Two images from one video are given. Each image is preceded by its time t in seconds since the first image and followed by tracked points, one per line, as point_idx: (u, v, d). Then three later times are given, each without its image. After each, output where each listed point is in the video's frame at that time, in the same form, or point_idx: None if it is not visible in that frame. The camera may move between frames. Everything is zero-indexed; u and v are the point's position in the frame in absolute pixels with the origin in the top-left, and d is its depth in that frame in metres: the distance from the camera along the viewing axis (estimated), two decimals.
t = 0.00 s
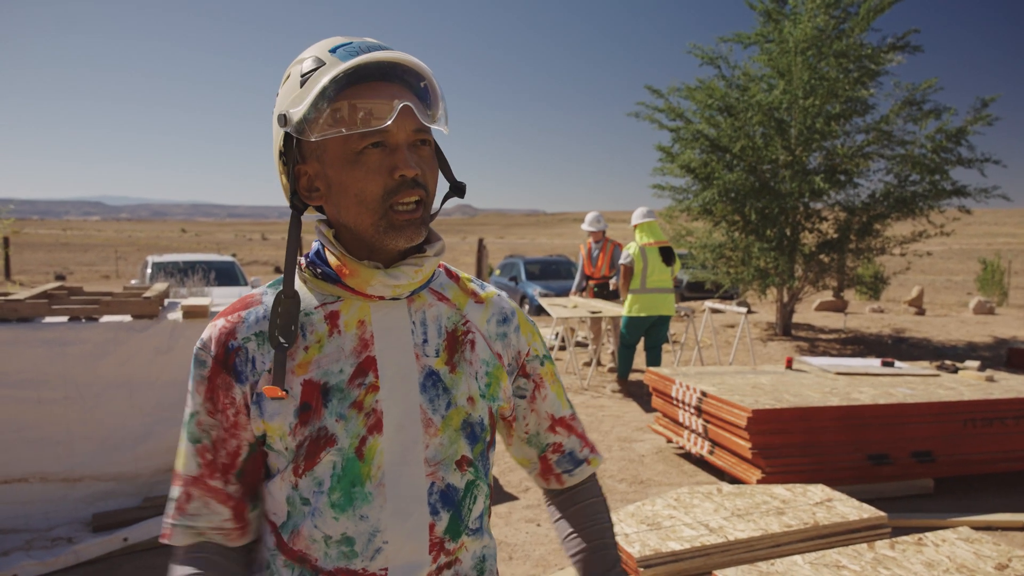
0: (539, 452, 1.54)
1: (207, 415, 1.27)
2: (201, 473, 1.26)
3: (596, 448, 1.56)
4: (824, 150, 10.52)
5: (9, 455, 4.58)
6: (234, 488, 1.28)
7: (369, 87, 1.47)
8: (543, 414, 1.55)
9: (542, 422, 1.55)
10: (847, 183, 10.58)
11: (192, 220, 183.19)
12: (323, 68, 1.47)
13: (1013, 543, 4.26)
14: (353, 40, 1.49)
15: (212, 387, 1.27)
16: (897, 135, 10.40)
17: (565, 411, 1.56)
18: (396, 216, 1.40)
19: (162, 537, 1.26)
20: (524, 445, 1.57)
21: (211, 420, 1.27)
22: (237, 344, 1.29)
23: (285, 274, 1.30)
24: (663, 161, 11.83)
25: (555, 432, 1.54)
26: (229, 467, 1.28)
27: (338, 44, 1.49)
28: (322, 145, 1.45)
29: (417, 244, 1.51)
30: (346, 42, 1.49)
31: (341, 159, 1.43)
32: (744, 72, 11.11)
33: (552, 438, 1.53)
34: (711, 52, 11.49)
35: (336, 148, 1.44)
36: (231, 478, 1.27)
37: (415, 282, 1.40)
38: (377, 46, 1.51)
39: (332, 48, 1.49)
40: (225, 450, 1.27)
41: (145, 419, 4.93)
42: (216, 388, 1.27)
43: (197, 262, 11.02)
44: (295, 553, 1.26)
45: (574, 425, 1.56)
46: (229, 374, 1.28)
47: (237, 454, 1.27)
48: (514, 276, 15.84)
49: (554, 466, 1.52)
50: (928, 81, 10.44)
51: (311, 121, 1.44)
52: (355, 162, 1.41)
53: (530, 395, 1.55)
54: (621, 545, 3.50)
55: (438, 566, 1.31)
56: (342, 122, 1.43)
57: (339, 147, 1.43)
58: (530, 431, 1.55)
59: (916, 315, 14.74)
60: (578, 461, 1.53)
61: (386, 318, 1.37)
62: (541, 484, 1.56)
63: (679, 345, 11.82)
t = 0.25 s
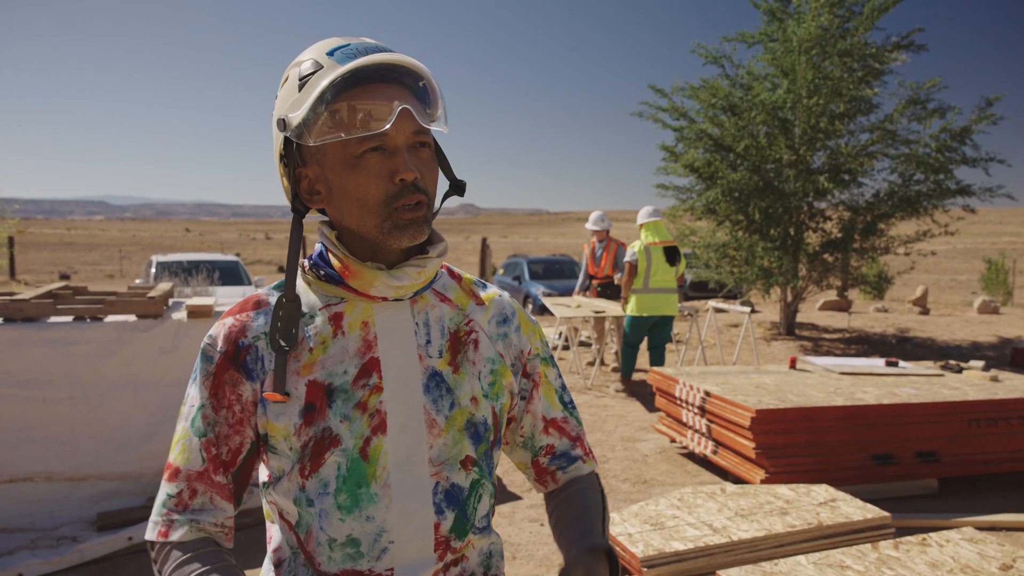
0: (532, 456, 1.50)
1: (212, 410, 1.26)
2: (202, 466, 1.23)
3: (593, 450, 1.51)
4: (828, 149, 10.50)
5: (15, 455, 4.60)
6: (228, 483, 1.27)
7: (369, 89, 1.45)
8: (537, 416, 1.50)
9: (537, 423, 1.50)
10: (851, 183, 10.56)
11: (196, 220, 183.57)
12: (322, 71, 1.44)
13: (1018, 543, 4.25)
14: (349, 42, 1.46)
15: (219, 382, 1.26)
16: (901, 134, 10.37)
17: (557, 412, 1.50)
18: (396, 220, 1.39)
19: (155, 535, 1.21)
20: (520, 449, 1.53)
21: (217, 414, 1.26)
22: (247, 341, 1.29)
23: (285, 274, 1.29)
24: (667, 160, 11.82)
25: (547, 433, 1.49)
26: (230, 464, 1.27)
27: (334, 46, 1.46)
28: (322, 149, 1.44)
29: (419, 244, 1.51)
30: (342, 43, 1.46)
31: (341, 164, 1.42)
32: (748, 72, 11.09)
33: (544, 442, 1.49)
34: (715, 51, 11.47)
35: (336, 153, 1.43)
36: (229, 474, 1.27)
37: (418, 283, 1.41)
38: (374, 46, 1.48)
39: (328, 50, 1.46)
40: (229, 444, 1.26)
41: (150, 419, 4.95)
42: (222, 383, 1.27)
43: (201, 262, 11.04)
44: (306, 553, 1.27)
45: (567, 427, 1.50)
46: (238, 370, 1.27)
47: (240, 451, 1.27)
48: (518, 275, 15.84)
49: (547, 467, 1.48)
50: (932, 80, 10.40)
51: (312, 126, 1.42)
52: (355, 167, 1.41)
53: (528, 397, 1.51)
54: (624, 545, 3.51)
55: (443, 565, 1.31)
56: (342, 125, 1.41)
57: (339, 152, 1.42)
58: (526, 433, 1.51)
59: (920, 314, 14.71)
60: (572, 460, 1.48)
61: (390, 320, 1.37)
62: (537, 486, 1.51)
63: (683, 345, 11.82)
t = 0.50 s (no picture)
0: (546, 440, 1.50)
1: (228, 414, 1.23)
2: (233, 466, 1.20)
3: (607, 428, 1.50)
4: (831, 149, 10.49)
5: (20, 455, 4.61)
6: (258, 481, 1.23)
7: (379, 98, 1.43)
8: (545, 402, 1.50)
9: (545, 410, 1.50)
10: (854, 183, 10.55)
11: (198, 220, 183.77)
12: (332, 77, 1.40)
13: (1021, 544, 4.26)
14: (361, 48, 1.42)
15: (234, 384, 1.24)
16: (904, 134, 10.36)
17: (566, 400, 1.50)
18: (398, 236, 1.40)
19: (195, 537, 1.16)
20: (529, 439, 1.53)
21: (234, 416, 1.23)
22: (255, 342, 1.28)
23: (294, 277, 1.31)
24: (669, 160, 11.83)
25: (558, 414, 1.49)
26: (255, 465, 1.23)
27: (347, 49, 1.42)
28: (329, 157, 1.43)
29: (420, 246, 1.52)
30: (355, 48, 1.42)
31: (346, 174, 1.42)
32: (750, 71, 11.08)
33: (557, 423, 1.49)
34: (717, 51, 11.47)
35: (342, 162, 1.42)
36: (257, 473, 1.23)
37: (422, 286, 1.42)
38: (388, 53, 1.44)
39: (340, 53, 1.41)
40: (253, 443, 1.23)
41: (155, 419, 4.97)
42: (235, 385, 1.24)
43: (204, 261, 11.06)
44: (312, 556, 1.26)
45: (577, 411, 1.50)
46: (250, 372, 1.26)
47: (264, 450, 1.24)
48: (520, 275, 15.84)
49: (563, 447, 1.49)
50: (935, 80, 10.39)
51: (321, 134, 1.39)
52: (359, 180, 1.40)
53: (533, 385, 1.51)
54: (628, 545, 3.51)
55: (452, 563, 1.32)
56: (350, 137, 1.40)
57: (344, 165, 1.42)
58: (535, 420, 1.51)
59: (922, 314, 14.70)
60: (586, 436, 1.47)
61: (394, 322, 1.38)
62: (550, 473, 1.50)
63: (685, 345, 11.82)
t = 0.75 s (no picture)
0: (536, 438, 1.54)
1: (236, 414, 1.23)
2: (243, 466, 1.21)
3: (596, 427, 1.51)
4: (832, 148, 10.49)
5: (22, 453, 4.61)
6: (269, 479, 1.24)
7: (379, 103, 1.40)
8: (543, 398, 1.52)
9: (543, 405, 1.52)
10: (855, 182, 10.56)
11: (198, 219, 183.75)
12: (329, 84, 1.38)
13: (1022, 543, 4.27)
14: (359, 53, 1.39)
15: (241, 384, 1.25)
16: (904, 134, 10.36)
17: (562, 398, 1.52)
18: (396, 245, 1.37)
19: (213, 532, 1.18)
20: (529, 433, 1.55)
21: (242, 415, 1.23)
22: (261, 342, 1.28)
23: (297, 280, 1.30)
24: (670, 160, 11.83)
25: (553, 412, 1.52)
26: (263, 464, 1.24)
27: (346, 54, 1.39)
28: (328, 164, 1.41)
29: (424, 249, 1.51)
30: (353, 52, 1.39)
31: (345, 182, 1.40)
32: (751, 71, 11.09)
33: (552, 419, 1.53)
34: (718, 50, 11.47)
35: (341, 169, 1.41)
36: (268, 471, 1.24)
37: (427, 286, 1.42)
38: (388, 57, 1.40)
39: (339, 58, 1.39)
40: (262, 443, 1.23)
41: (156, 417, 4.97)
42: (243, 385, 1.25)
43: (205, 261, 11.06)
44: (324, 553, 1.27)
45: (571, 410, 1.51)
46: (257, 371, 1.26)
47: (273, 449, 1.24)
48: (521, 274, 15.84)
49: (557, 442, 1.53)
50: (936, 79, 10.39)
51: (317, 142, 1.39)
52: (357, 189, 1.38)
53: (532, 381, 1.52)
54: (629, 544, 3.52)
55: (462, 559, 1.34)
56: (347, 146, 1.38)
57: (345, 172, 1.40)
58: (532, 417, 1.53)
59: (923, 314, 14.71)
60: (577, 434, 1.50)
61: (399, 320, 1.38)
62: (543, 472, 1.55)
63: (686, 344, 11.83)
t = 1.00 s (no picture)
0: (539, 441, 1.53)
1: (248, 411, 1.24)
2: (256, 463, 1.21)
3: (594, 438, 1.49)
4: (832, 148, 10.50)
5: (24, 452, 4.62)
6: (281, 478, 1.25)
7: (386, 98, 1.41)
8: (542, 404, 1.50)
9: (541, 411, 1.50)
10: (855, 182, 10.57)
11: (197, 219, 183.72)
12: (335, 82, 1.39)
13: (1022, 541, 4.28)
14: (363, 51, 1.41)
15: (253, 382, 1.25)
16: (905, 133, 10.37)
17: (564, 402, 1.50)
18: (410, 236, 1.40)
19: (223, 532, 1.18)
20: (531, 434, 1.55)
21: (253, 413, 1.25)
22: (271, 340, 1.29)
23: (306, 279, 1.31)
24: (670, 160, 11.85)
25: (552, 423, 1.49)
26: (277, 460, 1.25)
27: (349, 52, 1.41)
28: (338, 161, 1.42)
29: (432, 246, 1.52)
30: (358, 51, 1.41)
31: (356, 178, 1.40)
32: (751, 71, 11.10)
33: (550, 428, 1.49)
34: (718, 50, 11.48)
35: (351, 164, 1.41)
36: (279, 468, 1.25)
37: (434, 284, 1.43)
38: (391, 54, 1.43)
39: (343, 57, 1.40)
40: (274, 440, 1.25)
41: (158, 416, 4.99)
42: (254, 383, 1.26)
43: (206, 261, 11.08)
44: (330, 548, 1.29)
45: (570, 417, 1.50)
46: (268, 369, 1.27)
47: (284, 447, 1.25)
48: (521, 274, 15.85)
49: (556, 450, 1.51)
50: (936, 79, 10.40)
51: (327, 138, 1.39)
52: (370, 182, 1.39)
53: (534, 386, 1.51)
54: (631, 542, 3.53)
55: (467, 556, 1.34)
56: (357, 140, 1.39)
57: (355, 167, 1.40)
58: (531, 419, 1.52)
59: (923, 313, 14.73)
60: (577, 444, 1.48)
61: (406, 319, 1.39)
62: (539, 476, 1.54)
63: (686, 344, 11.85)
